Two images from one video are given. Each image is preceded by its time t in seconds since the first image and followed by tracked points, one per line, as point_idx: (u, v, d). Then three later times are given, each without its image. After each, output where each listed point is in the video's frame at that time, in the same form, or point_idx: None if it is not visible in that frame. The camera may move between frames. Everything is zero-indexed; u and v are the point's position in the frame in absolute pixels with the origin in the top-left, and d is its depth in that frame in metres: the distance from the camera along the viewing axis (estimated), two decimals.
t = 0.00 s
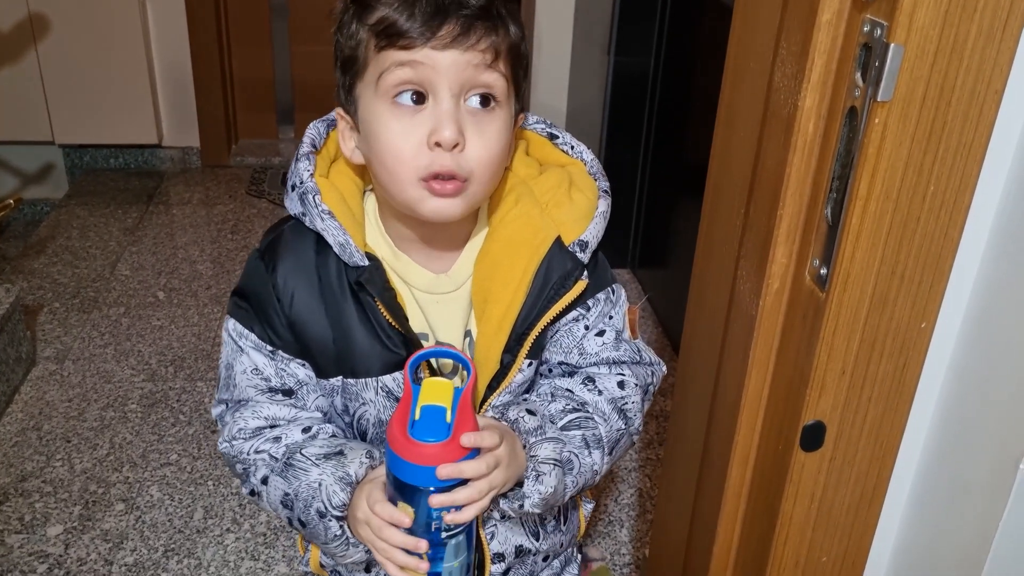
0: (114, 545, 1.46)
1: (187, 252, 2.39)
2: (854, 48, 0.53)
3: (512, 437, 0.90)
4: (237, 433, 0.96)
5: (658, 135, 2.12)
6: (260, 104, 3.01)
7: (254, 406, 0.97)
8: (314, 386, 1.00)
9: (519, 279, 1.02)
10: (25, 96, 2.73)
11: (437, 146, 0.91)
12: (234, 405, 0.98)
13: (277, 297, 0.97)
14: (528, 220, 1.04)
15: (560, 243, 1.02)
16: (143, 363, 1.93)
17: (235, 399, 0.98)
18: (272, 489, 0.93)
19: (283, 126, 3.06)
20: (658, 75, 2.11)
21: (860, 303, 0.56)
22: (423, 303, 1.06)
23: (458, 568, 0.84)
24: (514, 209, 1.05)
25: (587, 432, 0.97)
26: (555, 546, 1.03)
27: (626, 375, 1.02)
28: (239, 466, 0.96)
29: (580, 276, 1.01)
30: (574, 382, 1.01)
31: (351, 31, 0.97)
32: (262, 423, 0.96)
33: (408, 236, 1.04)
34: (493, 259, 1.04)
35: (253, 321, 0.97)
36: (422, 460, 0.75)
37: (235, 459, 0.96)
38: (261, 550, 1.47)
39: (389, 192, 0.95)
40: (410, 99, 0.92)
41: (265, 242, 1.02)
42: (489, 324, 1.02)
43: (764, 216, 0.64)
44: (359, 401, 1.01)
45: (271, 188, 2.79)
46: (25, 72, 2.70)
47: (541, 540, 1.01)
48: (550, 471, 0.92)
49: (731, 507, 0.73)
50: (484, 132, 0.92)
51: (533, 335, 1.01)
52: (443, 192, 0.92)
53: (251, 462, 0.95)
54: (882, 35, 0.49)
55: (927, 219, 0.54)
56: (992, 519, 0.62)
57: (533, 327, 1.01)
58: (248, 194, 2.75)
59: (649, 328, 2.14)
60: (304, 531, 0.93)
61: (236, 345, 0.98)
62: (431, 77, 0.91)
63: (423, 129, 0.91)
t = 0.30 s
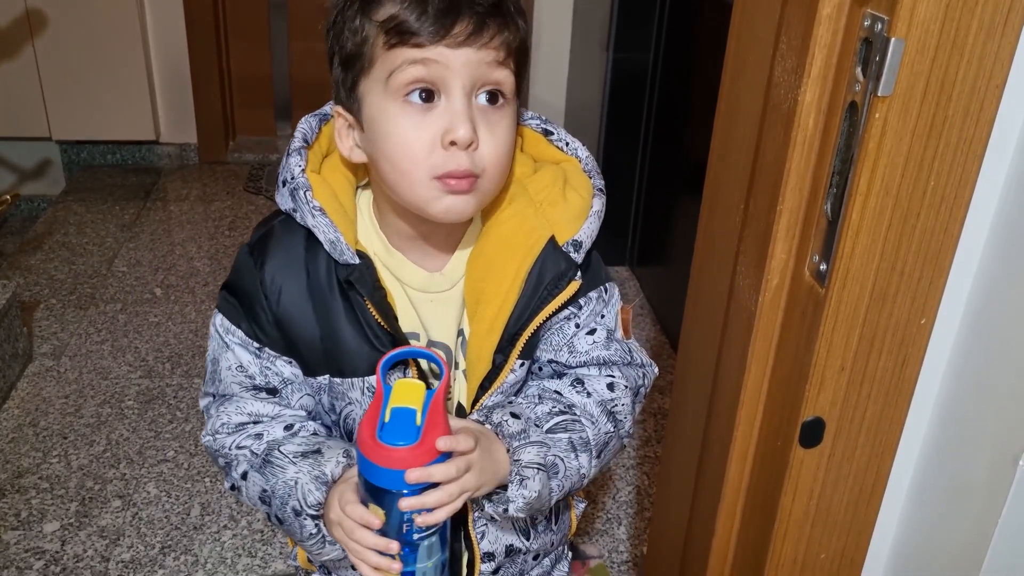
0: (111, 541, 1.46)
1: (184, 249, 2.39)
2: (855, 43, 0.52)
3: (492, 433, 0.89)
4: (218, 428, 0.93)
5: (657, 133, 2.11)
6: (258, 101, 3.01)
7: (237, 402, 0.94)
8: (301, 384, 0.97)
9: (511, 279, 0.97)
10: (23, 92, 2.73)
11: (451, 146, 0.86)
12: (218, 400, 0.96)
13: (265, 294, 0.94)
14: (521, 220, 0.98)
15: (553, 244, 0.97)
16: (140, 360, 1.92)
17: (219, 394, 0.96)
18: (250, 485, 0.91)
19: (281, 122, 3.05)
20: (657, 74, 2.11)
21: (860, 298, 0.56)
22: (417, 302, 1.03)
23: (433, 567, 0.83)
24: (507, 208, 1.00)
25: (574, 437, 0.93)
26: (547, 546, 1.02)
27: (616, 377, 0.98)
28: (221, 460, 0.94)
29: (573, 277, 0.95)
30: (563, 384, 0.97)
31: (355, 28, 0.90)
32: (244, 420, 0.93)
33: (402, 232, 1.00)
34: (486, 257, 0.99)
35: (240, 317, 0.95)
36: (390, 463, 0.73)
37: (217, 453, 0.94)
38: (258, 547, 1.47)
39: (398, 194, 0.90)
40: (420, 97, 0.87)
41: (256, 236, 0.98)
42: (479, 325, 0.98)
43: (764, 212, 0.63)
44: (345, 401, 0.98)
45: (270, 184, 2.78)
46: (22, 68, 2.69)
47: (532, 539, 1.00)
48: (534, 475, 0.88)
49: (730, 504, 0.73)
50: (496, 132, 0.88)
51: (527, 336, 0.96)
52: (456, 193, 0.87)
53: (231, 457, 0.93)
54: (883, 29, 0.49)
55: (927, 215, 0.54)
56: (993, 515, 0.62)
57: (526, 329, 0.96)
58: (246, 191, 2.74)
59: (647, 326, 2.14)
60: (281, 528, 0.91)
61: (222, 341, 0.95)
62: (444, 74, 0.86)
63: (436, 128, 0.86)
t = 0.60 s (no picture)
0: (110, 539, 1.46)
1: (183, 246, 2.38)
2: (855, 42, 0.52)
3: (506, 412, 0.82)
4: (207, 425, 0.93)
5: (656, 131, 2.11)
6: (256, 98, 3.00)
7: (226, 399, 0.94)
8: (290, 383, 0.96)
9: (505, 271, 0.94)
10: (21, 90, 2.72)
11: (445, 158, 0.85)
12: (208, 398, 0.96)
13: (252, 292, 0.93)
14: (511, 211, 0.96)
15: (548, 233, 0.94)
16: (138, 358, 1.92)
17: (210, 392, 0.96)
18: (235, 482, 0.91)
19: (280, 120, 3.05)
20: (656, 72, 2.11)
21: (860, 296, 0.56)
22: (409, 298, 1.01)
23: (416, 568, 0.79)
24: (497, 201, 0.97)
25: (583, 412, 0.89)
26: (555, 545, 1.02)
27: (616, 349, 0.94)
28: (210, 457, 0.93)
29: (570, 262, 0.93)
30: (563, 364, 0.93)
31: (350, 36, 0.88)
32: (232, 417, 0.93)
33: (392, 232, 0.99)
34: (479, 250, 0.96)
35: (229, 316, 0.94)
36: (352, 473, 0.70)
37: (206, 450, 0.93)
38: (257, 545, 1.47)
39: (391, 199, 0.90)
40: (415, 106, 0.86)
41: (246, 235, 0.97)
42: (475, 319, 0.96)
43: (764, 211, 0.64)
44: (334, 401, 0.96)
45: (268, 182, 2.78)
46: (20, 64, 2.68)
47: (543, 541, 1.00)
48: (571, 444, 0.86)
49: (729, 503, 0.73)
50: (491, 143, 0.87)
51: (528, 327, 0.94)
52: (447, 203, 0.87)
53: (219, 454, 0.92)
54: (884, 28, 0.49)
55: (927, 213, 0.54)
56: (993, 512, 0.63)
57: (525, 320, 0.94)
58: (244, 188, 2.74)
59: (645, 324, 2.14)
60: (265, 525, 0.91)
61: (212, 339, 0.95)
62: (441, 87, 0.84)
63: (431, 140, 0.85)
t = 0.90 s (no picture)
0: (109, 538, 1.46)
1: (181, 245, 2.38)
2: (855, 40, 0.52)
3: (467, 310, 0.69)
4: (200, 424, 0.93)
5: (655, 129, 2.11)
6: (255, 97, 3.00)
7: (220, 398, 0.93)
8: (282, 381, 0.94)
9: (478, 242, 0.88)
10: (19, 88, 2.72)
11: (421, 154, 0.82)
12: (203, 396, 0.95)
13: (241, 286, 0.90)
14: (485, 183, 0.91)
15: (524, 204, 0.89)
16: (137, 356, 1.92)
17: (205, 391, 0.95)
18: (225, 481, 0.91)
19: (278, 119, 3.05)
20: (654, 71, 2.11)
21: (860, 294, 0.56)
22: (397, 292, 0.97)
23: (400, 566, 0.78)
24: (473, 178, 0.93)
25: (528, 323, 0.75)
26: (530, 544, 0.93)
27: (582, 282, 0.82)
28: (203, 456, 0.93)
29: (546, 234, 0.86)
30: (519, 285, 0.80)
31: (333, 30, 0.85)
32: (225, 416, 0.93)
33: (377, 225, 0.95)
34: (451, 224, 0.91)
35: (222, 314, 0.92)
36: (316, 479, 0.70)
37: (200, 449, 0.93)
38: (256, 544, 1.47)
39: (372, 193, 0.87)
40: (393, 103, 0.83)
41: (239, 232, 0.95)
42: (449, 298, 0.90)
43: (763, 209, 0.64)
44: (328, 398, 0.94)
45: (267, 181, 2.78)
46: (18, 63, 2.68)
47: (517, 535, 0.92)
48: (515, 312, 0.70)
49: (728, 500, 0.73)
50: (472, 140, 0.84)
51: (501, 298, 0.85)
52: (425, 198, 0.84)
53: (211, 453, 0.92)
54: (883, 25, 0.49)
55: (926, 211, 0.54)
56: (991, 509, 0.63)
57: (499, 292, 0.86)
58: (243, 187, 2.73)
59: (644, 322, 2.14)
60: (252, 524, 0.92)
61: (205, 337, 0.93)
62: (418, 83, 0.81)
63: (407, 136, 0.82)
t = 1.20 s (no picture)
0: (109, 540, 1.46)
1: (180, 247, 2.38)
2: (852, 45, 0.53)
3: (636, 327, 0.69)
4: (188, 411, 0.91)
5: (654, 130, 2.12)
6: (254, 98, 3.00)
7: (207, 386, 0.91)
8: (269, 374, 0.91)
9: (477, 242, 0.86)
10: (18, 90, 2.72)
11: (393, 153, 0.81)
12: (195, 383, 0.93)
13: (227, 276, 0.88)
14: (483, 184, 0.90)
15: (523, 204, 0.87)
16: (137, 358, 1.92)
17: (196, 378, 0.93)
18: (204, 466, 0.90)
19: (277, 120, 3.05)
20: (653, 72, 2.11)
21: (857, 298, 0.56)
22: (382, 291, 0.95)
23: (354, 560, 0.78)
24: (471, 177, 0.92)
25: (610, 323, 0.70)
26: (522, 555, 0.93)
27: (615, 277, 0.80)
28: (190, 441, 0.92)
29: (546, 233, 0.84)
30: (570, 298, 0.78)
31: (312, 31, 0.86)
32: (212, 404, 0.90)
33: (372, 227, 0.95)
34: (450, 223, 0.89)
35: (212, 307, 0.90)
36: (260, 455, 0.69)
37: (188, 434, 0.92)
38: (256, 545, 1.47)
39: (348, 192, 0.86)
40: (365, 103, 0.83)
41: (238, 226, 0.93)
42: (447, 296, 0.87)
43: (761, 214, 0.64)
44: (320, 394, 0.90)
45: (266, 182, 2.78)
46: (17, 65, 2.68)
47: (509, 545, 0.91)
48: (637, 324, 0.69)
49: (727, 500, 0.73)
50: (447, 140, 0.83)
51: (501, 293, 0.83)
52: (400, 198, 0.83)
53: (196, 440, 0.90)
54: (880, 31, 0.49)
55: (923, 215, 0.54)
56: (989, 508, 0.61)
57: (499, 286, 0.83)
58: (242, 188, 2.74)
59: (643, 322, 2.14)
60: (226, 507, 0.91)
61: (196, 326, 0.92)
62: (388, 83, 0.81)
63: (379, 137, 0.82)
